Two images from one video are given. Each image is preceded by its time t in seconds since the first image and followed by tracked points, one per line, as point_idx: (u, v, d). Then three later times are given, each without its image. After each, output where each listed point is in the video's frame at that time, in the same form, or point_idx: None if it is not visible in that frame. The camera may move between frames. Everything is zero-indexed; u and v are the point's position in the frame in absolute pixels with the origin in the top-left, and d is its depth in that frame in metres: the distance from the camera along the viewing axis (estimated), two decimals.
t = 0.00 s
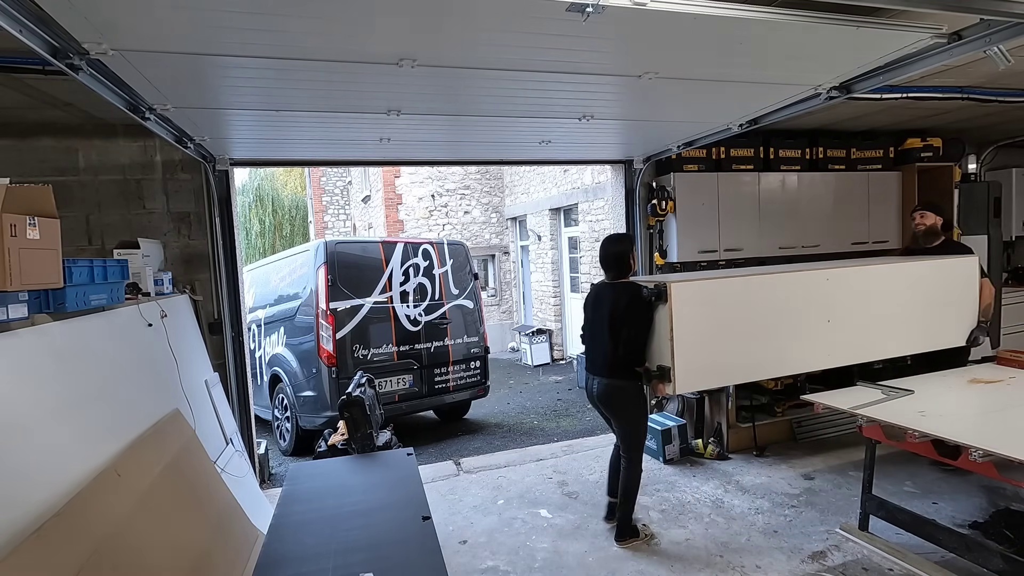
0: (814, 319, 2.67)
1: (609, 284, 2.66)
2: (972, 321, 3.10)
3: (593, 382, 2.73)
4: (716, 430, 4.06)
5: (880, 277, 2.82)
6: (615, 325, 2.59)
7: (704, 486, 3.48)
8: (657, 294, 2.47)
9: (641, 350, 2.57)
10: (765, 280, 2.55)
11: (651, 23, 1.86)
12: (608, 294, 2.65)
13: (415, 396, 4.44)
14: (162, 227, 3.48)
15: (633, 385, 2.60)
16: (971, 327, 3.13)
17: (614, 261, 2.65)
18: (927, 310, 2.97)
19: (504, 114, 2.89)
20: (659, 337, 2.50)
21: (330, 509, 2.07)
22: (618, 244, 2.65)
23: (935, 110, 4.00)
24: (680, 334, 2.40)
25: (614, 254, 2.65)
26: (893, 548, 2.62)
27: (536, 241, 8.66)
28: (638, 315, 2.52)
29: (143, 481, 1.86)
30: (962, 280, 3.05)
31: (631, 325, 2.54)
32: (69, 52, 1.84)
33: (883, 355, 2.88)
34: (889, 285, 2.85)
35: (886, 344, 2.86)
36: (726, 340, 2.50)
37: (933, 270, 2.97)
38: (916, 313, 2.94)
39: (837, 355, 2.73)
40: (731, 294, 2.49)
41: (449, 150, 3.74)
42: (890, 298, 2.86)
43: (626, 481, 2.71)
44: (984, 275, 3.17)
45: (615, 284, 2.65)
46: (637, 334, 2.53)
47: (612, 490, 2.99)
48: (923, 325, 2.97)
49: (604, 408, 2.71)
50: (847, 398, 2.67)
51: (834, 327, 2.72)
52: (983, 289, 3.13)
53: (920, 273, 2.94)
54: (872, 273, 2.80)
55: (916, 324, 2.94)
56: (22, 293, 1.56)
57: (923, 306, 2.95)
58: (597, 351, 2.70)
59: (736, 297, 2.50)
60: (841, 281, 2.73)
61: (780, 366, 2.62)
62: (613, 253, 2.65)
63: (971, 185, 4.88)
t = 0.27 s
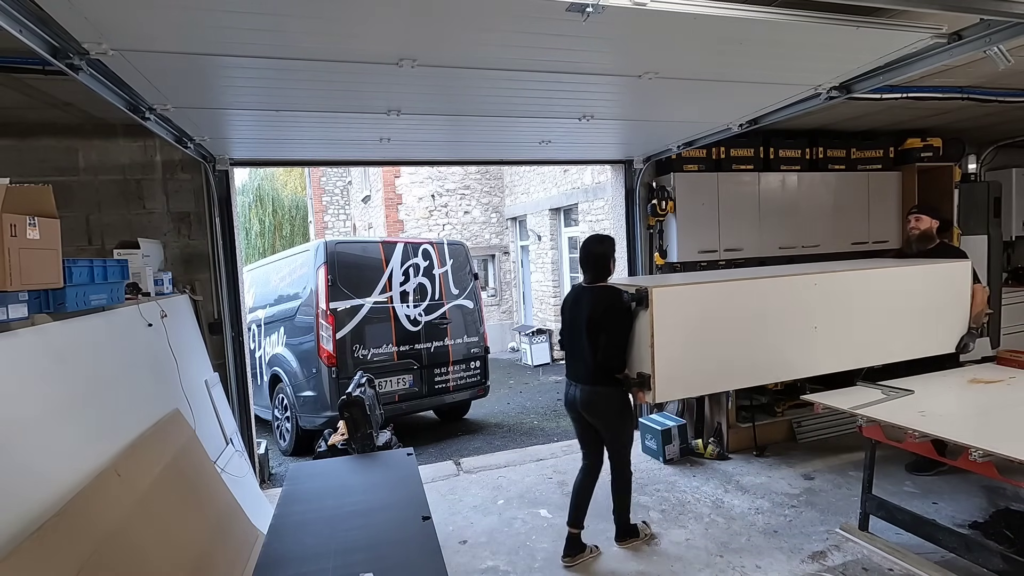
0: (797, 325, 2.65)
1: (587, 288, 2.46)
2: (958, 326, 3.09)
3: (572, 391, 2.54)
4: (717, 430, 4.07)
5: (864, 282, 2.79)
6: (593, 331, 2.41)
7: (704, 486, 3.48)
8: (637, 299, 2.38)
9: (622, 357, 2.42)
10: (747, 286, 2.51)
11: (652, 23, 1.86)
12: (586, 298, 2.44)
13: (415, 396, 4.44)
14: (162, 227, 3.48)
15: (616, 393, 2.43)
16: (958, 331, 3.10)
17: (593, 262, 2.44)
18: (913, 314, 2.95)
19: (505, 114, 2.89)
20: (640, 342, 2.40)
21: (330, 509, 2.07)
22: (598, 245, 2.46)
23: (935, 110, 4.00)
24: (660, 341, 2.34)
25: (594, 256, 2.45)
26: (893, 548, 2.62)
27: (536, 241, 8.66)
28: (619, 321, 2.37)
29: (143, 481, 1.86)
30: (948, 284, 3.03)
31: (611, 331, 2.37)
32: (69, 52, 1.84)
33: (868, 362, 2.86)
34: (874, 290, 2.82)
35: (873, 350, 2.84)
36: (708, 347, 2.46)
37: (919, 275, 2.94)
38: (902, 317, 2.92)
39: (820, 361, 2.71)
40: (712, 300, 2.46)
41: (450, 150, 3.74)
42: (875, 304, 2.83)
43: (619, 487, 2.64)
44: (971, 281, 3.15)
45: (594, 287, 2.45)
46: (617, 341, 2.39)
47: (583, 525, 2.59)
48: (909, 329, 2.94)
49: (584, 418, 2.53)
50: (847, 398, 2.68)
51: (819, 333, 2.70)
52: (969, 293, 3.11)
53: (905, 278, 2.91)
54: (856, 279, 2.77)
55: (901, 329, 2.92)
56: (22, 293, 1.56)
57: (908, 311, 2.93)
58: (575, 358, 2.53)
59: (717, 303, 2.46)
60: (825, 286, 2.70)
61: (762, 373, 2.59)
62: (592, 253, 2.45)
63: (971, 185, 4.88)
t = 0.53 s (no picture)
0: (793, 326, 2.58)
1: (576, 288, 2.37)
2: (949, 326, 3.08)
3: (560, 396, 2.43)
4: (717, 430, 4.07)
5: (859, 283, 2.75)
6: (581, 334, 2.30)
7: (704, 486, 3.48)
8: (627, 302, 2.28)
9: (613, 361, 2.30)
10: (742, 287, 2.44)
11: (651, 23, 1.86)
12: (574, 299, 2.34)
13: (415, 396, 4.44)
14: (162, 227, 3.48)
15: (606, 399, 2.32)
16: (949, 332, 3.10)
17: (581, 262, 2.34)
18: (906, 315, 2.92)
19: (505, 115, 2.89)
20: (631, 345, 2.30)
21: (330, 509, 2.07)
22: (586, 243, 2.34)
23: (935, 110, 4.00)
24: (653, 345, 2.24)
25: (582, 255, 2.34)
26: (893, 548, 2.62)
27: (536, 241, 8.66)
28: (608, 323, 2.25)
29: (143, 481, 1.85)
30: (939, 284, 3.02)
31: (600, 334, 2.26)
32: (69, 52, 1.84)
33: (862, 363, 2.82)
34: (868, 291, 2.78)
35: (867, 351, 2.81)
36: (706, 350, 2.37)
37: (911, 275, 2.93)
38: (895, 318, 2.89)
39: (815, 364, 2.66)
40: (708, 301, 2.38)
41: (450, 150, 3.74)
42: (869, 305, 2.79)
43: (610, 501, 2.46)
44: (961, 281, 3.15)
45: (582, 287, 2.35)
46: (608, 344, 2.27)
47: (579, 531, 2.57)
48: (902, 330, 2.92)
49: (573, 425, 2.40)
50: (847, 399, 2.68)
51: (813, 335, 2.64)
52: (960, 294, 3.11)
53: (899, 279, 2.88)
54: (852, 279, 2.73)
55: (895, 330, 2.89)
56: (22, 293, 1.56)
57: (901, 312, 2.90)
58: (563, 361, 2.41)
59: (713, 304, 2.38)
60: (822, 286, 2.65)
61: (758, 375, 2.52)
62: (579, 252, 2.34)
63: (971, 185, 4.89)
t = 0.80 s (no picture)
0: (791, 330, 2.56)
1: (581, 289, 2.33)
2: (943, 326, 3.12)
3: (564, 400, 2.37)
4: (717, 430, 4.07)
5: (854, 284, 2.74)
6: (590, 336, 2.25)
7: (704, 486, 3.48)
8: (637, 302, 2.24)
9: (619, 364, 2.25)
10: (749, 288, 2.42)
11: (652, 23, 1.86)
12: (581, 299, 2.30)
13: (415, 396, 4.44)
14: (162, 227, 3.48)
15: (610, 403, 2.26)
16: (939, 332, 3.12)
17: (587, 261, 2.30)
18: (900, 316, 2.92)
19: (505, 115, 2.89)
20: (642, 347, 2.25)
21: (330, 509, 2.07)
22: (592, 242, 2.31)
23: (935, 110, 4.00)
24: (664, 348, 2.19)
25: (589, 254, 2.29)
26: (893, 548, 2.62)
27: (536, 241, 8.66)
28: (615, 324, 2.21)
29: (143, 482, 1.85)
30: (935, 284, 3.05)
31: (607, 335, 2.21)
32: (69, 52, 1.84)
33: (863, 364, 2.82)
34: (863, 292, 2.77)
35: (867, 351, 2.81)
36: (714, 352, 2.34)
37: (905, 276, 2.93)
38: (890, 319, 2.89)
39: (818, 366, 2.65)
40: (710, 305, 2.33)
41: (450, 150, 3.74)
42: (864, 306, 2.78)
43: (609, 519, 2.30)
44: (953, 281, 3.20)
45: (589, 287, 2.31)
46: (614, 347, 2.22)
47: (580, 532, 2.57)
48: (896, 330, 2.91)
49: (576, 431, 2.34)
50: (846, 399, 2.68)
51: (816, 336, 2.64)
52: (951, 293, 3.16)
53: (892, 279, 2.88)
54: (847, 280, 2.72)
55: (889, 331, 2.88)
56: (22, 293, 1.56)
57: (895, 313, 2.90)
58: (569, 366, 2.36)
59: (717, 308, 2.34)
60: (818, 288, 2.63)
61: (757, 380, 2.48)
62: (586, 251, 2.30)
63: (971, 185, 4.89)
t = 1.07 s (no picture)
0: (792, 331, 2.56)
1: (586, 287, 2.33)
2: (943, 326, 3.13)
3: (566, 399, 2.37)
4: (717, 430, 4.07)
5: (856, 285, 2.74)
6: (595, 336, 2.26)
7: (704, 486, 3.48)
8: (644, 303, 2.24)
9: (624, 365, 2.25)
10: (754, 289, 2.43)
11: (652, 23, 1.86)
12: (587, 298, 2.30)
13: (415, 396, 4.44)
14: (162, 227, 3.48)
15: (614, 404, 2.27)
16: (938, 332, 3.13)
17: (593, 260, 2.30)
18: (901, 317, 2.92)
19: (505, 115, 2.89)
20: (649, 348, 2.26)
21: (330, 509, 2.07)
22: (598, 241, 2.30)
23: (935, 110, 4.00)
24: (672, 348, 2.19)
25: (595, 253, 2.29)
26: (893, 548, 2.62)
27: (536, 241, 8.66)
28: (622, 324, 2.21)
29: (143, 482, 1.85)
30: (936, 285, 3.06)
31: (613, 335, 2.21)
32: (69, 52, 1.84)
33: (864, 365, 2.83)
34: (863, 293, 2.77)
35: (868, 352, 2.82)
36: (718, 354, 2.35)
37: (905, 277, 2.92)
38: (891, 318, 2.89)
39: (821, 367, 2.66)
40: (713, 307, 2.32)
41: (450, 150, 3.74)
42: (865, 306, 2.79)
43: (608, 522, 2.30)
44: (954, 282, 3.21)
45: (595, 286, 2.31)
46: (620, 347, 2.22)
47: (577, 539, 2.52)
48: (896, 331, 2.92)
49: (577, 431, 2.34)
50: (846, 399, 2.68)
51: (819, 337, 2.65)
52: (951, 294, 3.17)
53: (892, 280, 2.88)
54: (848, 281, 2.72)
55: (890, 331, 2.89)
56: (22, 293, 1.56)
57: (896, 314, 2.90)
58: (573, 366, 2.36)
59: (720, 310, 2.33)
60: (819, 290, 2.63)
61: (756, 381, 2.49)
62: (593, 249, 2.30)
63: (971, 185, 4.89)
